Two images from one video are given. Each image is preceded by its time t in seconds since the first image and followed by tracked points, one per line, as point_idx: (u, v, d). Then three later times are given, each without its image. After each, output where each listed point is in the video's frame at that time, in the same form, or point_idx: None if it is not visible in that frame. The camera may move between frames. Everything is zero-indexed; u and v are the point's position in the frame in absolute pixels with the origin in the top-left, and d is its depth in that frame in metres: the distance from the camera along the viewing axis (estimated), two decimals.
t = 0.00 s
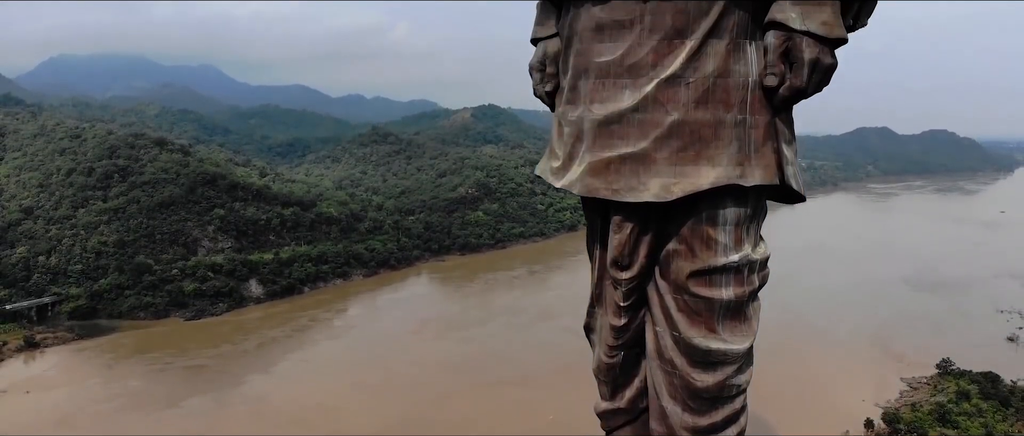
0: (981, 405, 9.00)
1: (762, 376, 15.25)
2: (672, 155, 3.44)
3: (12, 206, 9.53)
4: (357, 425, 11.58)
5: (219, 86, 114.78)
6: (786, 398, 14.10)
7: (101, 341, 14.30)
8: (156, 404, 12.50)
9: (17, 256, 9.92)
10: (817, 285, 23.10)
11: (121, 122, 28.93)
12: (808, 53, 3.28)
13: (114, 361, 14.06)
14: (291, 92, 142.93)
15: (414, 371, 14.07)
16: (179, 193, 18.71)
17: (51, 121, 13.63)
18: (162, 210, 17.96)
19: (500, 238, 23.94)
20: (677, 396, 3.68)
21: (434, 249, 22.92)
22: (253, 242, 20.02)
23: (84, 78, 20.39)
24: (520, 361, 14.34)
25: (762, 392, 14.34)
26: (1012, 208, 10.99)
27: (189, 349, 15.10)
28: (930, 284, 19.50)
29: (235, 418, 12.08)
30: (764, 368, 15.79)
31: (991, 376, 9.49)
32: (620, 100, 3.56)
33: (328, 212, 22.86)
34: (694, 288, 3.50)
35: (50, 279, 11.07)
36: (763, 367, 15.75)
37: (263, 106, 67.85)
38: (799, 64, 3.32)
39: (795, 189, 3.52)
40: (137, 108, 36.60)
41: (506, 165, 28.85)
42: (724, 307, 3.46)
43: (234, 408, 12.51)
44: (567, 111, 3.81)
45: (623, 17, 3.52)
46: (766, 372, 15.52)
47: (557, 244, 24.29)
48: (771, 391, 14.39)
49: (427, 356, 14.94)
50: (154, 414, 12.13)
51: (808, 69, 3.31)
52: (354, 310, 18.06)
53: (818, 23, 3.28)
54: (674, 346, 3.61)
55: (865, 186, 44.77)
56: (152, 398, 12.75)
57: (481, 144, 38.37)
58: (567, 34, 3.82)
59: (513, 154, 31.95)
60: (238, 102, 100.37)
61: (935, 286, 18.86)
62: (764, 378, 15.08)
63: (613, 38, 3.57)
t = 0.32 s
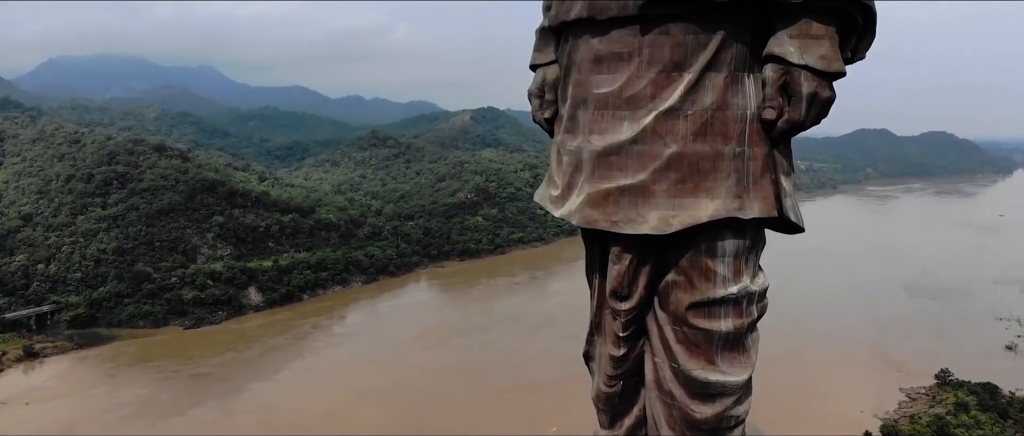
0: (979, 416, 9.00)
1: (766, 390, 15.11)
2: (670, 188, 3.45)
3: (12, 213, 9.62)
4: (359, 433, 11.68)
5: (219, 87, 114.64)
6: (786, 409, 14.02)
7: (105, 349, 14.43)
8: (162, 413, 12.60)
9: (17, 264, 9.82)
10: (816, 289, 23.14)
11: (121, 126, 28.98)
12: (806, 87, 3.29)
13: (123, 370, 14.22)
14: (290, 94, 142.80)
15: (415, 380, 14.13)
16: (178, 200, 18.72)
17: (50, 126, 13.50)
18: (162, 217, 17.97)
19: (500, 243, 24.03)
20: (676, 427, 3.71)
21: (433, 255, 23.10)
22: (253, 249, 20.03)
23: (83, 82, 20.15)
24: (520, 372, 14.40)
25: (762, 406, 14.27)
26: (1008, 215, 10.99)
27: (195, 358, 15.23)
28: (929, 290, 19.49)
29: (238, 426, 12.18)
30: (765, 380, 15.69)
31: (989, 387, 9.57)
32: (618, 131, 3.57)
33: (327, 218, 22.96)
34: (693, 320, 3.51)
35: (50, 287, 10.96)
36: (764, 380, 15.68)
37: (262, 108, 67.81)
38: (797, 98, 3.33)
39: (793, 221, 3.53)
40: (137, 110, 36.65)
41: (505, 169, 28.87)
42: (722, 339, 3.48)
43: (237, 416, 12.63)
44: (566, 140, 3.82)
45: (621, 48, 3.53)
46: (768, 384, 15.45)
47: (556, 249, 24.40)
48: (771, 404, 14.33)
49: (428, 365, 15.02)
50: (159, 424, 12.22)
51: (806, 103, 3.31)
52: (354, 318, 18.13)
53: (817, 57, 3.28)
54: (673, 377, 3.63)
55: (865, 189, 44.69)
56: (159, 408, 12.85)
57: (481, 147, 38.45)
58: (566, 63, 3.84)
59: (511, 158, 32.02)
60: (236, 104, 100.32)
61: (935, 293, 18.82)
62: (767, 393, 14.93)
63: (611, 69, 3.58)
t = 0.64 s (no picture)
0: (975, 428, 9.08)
1: (766, 396, 14.97)
2: (667, 220, 3.45)
3: (9, 218, 9.49)
4: None
5: (215, 87, 114.29)
6: (787, 417, 13.88)
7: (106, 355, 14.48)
8: (165, 419, 12.70)
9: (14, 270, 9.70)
10: (813, 293, 23.21)
11: (117, 127, 28.81)
12: (803, 121, 3.29)
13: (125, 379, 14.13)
14: (287, 94, 142.51)
15: (417, 391, 14.13)
16: (176, 206, 18.64)
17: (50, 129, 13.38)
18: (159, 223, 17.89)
19: (498, 248, 24.25)
20: None
21: (431, 260, 23.38)
22: (250, 255, 20.00)
23: (82, 81, 20.02)
24: (518, 382, 14.38)
25: (763, 413, 14.10)
26: (1006, 216, 10.84)
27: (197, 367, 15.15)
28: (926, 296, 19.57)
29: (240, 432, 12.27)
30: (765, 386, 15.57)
31: (985, 397, 9.66)
32: (615, 163, 3.57)
33: (325, 223, 22.96)
34: (690, 352, 3.52)
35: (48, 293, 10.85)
36: (763, 386, 15.58)
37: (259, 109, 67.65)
38: (795, 131, 3.33)
39: (790, 253, 3.53)
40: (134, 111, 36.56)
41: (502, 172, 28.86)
42: (720, 371, 3.49)
43: (239, 423, 12.72)
44: (563, 169, 3.82)
45: (618, 80, 3.55)
46: (767, 389, 15.35)
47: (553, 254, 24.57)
48: (772, 411, 14.20)
49: (428, 375, 14.98)
50: (162, 430, 12.31)
51: (803, 136, 3.32)
52: (352, 326, 18.22)
53: (813, 90, 3.28)
54: (670, 408, 3.65)
55: (862, 190, 44.74)
56: (161, 417, 12.78)
57: (478, 150, 38.53)
58: (563, 92, 3.85)
59: (509, 161, 32.07)
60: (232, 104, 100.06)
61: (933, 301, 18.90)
62: (767, 400, 14.78)
63: (609, 100, 3.60)
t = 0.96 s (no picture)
0: None
1: (765, 405, 14.77)
2: (665, 251, 3.46)
3: (8, 223, 9.35)
4: None
5: (213, 87, 114.19)
6: (787, 426, 13.69)
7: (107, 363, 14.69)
8: (169, 428, 12.90)
9: (12, 277, 9.54)
10: (809, 295, 23.33)
11: (115, 129, 28.88)
12: (801, 153, 3.29)
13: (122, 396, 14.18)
14: (285, 94, 142.34)
15: (421, 398, 14.25)
16: (173, 213, 18.55)
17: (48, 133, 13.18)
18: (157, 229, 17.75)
19: (495, 252, 24.65)
20: None
21: (428, 266, 23.71)
22: (248, 261, 20.24)
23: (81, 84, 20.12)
24: (518, 392, 14.37)
25: (763, 424, 13.90)
26: (1004, 220, 10.81)
27: (195, 381, 15.18)
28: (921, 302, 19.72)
29: None
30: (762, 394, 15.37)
31: (983, 408, 9.73)
32: (613, 192, 3.58)
33: (323, 228, 23.18)
34: (687, 381, 3.53)
35: (46, 301, 10.67)
36: (762, 392, 15.40)
37: (257, 110, 67.59)
38: (792, 164, 3.34)
39: (788, 283, 3.54)
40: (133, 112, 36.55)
41: (500, 175, 28.92)
42: (718, 401, 3.50)
43: (241, 430, 12.91)
44: (561, 197, 3.82)
45: (616, 110, 3.56)
46: (766, 398, 15.18)
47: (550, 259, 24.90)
48: (773, 421, 14.02)
49: (427, 381, 15.16)
50: None
51: (800, 169, 3.32)
52: (351, 333, 18.40)
53: (811, 123, 3.28)
54: None
55: (860, 192, 44.81)
56: (162, 428, 12.93)
57: (476, 152, 38.64)
58: (561, 120, 3.87)
59: (507, 164, 32.15)
60: (230, 104, 99.92)
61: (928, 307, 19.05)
62: (767, 409, 14.57)
63: (607, 130, 3.60)
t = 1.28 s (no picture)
0: None
1: (765, 414, 14.67)
2: (659, 282, 3.46)
3: None
4: None
5: (206, 88, 113.68)
6: (788, 435, 13.57)
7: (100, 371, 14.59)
8: None
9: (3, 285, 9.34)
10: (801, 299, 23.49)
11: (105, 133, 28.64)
12: (793, 186, 3.30)
13: (118, 404, 14.11)
14: (278, 95, 141.84)
15: (429, 400, 14.43)
16: (166, 219, 18.43)
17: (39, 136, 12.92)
18: (150, 236, 17.61)
19: (489, 257, 24.92)
20: None
21: (422, 271, 23.86)
22: (241, 268, 20.17)
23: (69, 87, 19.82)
24: (516, 397, 14.46)
25: (763, 428, 13.99)
26: (993, 223, 10.95)
27: (191, 391, 15.10)
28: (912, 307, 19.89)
29: None
30: (763, 403, 15.24)
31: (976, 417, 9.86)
32: (606, 223, 3.58)
33: (316, 233, 23.19)
34: (680, 412, 3.56)
35: (38, 309, 10.46)
36: (757, 398, 15.44)
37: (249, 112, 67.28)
38: (783, 196, 3.36)
39: (779, 314, 3.56)
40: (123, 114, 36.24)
41: (494, 179, 29.05)
42: (710, 431, 3.53)
43: None
44: (554, 225, 3.83)
45: (608, 141, 3.57)
46: (766, 406, 15.09)
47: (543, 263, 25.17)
48: (771, 425, 14.10)
49: (424, 387, 15.20)
50: None
51: (792, 201, 3.33)
52: (347, 340, 18.44)
53: (803, 156, 3.29)
54: None
55: (852, 194, 45.06)
56: None
57: (470, 155, 38.73)
58: (555, 147, 3.86)
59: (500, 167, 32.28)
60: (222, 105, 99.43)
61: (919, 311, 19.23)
62: (769, 418, 14.46)
63: (600, 161, 3.61)
